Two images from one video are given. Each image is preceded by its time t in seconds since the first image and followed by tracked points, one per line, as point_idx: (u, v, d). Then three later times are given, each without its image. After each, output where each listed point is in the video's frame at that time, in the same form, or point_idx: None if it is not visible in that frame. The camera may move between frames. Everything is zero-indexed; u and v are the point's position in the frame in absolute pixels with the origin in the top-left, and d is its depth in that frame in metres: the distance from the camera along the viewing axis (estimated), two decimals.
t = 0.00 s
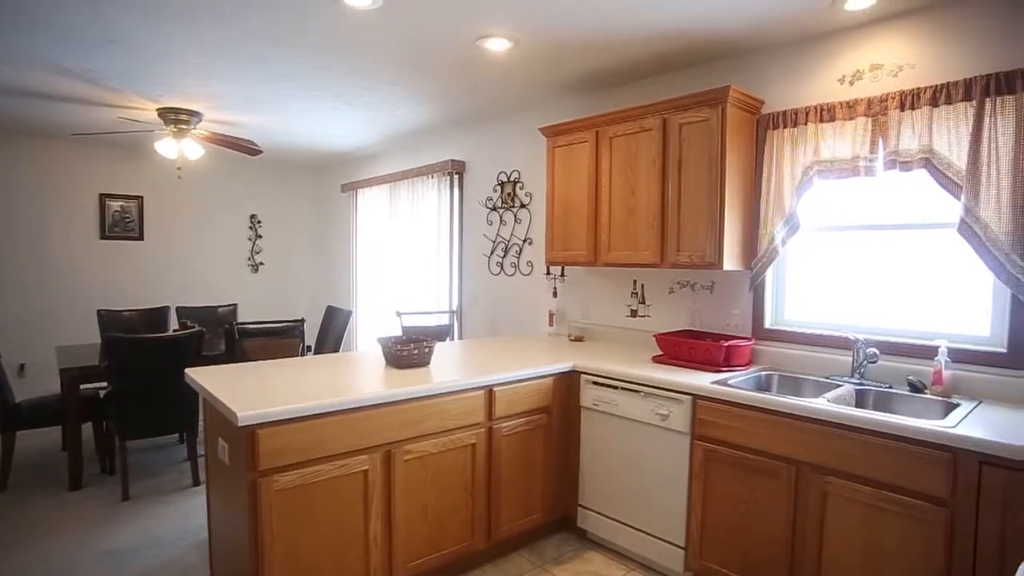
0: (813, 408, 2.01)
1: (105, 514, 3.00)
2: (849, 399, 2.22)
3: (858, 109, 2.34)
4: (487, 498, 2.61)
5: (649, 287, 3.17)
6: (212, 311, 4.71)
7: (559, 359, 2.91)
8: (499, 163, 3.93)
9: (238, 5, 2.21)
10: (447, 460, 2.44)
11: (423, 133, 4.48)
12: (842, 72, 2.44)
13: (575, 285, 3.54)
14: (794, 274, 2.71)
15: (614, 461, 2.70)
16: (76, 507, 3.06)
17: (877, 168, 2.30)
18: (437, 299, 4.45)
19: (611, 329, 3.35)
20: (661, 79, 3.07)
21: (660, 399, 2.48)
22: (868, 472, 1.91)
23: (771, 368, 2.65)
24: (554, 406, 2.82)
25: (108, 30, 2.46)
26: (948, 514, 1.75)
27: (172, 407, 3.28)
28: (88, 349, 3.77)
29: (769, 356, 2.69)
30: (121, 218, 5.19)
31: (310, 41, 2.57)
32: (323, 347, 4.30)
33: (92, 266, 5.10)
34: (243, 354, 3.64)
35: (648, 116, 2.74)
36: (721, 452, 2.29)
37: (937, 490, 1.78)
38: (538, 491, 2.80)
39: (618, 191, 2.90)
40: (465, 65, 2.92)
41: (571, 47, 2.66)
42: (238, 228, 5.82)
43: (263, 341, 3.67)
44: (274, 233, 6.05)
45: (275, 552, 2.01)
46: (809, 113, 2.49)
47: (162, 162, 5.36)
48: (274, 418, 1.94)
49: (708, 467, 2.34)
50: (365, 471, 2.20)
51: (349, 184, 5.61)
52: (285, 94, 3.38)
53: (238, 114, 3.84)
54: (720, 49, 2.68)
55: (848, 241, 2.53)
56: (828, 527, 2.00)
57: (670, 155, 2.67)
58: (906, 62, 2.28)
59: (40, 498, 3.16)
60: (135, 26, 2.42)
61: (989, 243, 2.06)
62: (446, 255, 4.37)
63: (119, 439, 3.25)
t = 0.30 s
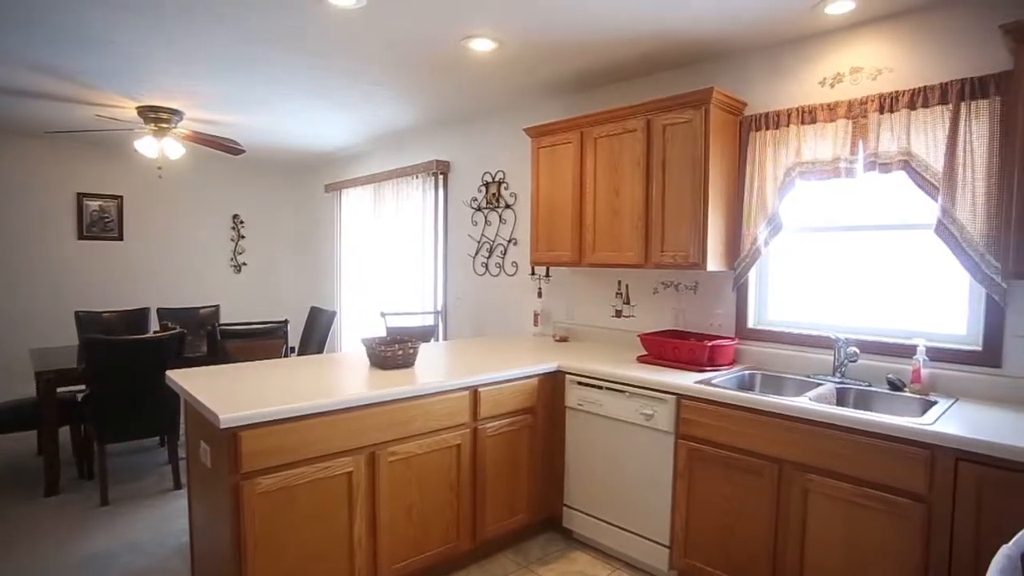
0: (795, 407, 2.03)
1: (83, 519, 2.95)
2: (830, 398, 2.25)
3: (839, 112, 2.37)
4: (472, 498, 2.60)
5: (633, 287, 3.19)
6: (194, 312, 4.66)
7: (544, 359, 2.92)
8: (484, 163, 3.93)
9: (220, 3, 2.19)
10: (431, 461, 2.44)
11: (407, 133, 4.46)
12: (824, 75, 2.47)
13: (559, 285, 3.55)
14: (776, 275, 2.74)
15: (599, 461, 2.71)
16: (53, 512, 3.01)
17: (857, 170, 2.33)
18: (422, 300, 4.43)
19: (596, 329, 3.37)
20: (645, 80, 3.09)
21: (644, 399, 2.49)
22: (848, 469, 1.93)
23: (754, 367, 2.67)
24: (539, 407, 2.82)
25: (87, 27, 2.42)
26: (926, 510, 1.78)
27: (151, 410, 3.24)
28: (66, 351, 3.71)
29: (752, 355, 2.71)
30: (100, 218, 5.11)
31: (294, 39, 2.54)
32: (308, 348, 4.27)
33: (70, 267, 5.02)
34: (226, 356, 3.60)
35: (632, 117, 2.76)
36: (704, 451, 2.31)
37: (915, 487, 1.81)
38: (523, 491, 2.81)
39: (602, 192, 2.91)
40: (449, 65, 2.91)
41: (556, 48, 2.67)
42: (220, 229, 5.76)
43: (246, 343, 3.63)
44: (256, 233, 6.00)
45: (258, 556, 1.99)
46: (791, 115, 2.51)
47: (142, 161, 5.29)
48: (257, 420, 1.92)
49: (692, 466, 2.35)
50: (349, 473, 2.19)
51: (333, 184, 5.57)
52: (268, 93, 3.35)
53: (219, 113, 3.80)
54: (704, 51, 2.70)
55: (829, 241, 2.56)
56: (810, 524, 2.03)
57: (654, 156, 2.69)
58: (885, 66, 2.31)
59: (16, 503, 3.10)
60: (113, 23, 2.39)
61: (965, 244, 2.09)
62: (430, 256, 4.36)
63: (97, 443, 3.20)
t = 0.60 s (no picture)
0: (775, 406, 2.06)
1: (59, 525, 2.90)
2: (811, 396, 2.28)
3: (818, 114, 2.41)
4: (456, 499, 2.60)
5: (617, 287, 3.20)
6: (174, 313, 4.60)
7: (528, 360, 2.92)
8: (468, 164, 3.92)
9: None
10: (415, 462, 2.43)
11: (390, 132, 4.44)
12: (803, 78, 2.51)
13: (543, 285, 3.55)
14: (757, 275, 2.77)
15: (583, 461, 2.72)
16: (27, 519, 2.96)
17: (837, 171, 2.36)
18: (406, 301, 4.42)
19: (580, 329, 3.38)
20: (628, 82, 3.11)
21: (628, 398, 2.51)
22: (827, 466, 1.96)
23: (736, 366, 2.70)
24: (522, 407, 2.83)
25: (61, 24, 2.38)
26: (903, 506, 1.81)
27: (129, 414, 3.19)
28: (40, 354, 3.64)
29: (734, 354, 2.74)
30: (76, 218, 5.02)
31: (276, 37, 2.52)
32: (290, 349, 4.23)
33: (46, 268, 4.92)
34: (206, 358, 3.56)
35: (615, 118, 2.77)
36: (687, 450, 2.33)
37: (892, 483, 1.84)
38: (508, 492, 2.81)
39: (586, 192, 2.92)
40: (432, 65, 2.90)
41: (539, 49, 2.67)
42: (200, 229, 5.70)
43: (227, 344, 3.59)
44: (237, 234, 5.94)
45: (240, 560, 1.96)
46: (772, 117, 2.54)
47: (120, 160, 5.21)
48: (238, 422, 1.90)
49: (675, 465, 2.37)
50: (332, 475, 2.17)
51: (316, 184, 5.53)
52: (249, 92, 3.32)
53: (198, 112, 3.75)
54: (685, 53, 2.72)
55: (809, 242, 2.59)
56: (791, 522, 2.05)
57: (637, 157, 2.70)
58: (863, 69, 2.35)
59: None
60: (89, 20, 2.34)
61: (940, 244, 2.13)
62: (414, 256, 4.34)
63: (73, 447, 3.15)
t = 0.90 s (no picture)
0: (757, 404, 2.08)
1: (33, 531, 2.85)
2: (792, 394, 2.30)
3: (799, 116, 2.44)
4: (440, 500, 2.59)
5: (600, 287, 3.22)
6: (153, 314, 4.53)
7: (512, 360, 2.92)
8: (452, 163, 3.91)
9: None
10: (399, 463, 2.42)
11: (373, 132, 4.42)
12: (784, 80, 2.54)
13: (526, 285, 3.56)
14: (739, 275, 2.79)
15: (567, 460, 2.72)
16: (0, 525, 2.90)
17: (817, 173, 2.39)
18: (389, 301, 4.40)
19: (564, 329, 3.38)
20: (611, 83, 3.12)
21: (612, 398, 2.52)
22: (808, 463, 1.98)
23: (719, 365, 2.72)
24: (506, 407, 2.83)
25: (34, 19, 2.33)
26: (882, 501, 1.84)
27: (107, 417, 3.14)
28: (13, 357, 3.57)
29: (716, 353, 2.76)
30: (50, 217, 4.93)
31: (257, 35, 2.49)
32: (272, 350, 4.19)
33: (20, 268, 4.83)
34: (186, 360, 3.52)
35: (598, 119, 2.78)
36: (670, 448, 2.34)
37: (871, 479, 1.86)
38: (492, 492, 2.81)
39: (569, 192, 2.93)
40: (415, 65, 2.89)
41: (522, 49, 2.67)
42: (180, 229, 5.63)
43: (207, 346, 3.55)
44: (218, 234, 5.88)
45: (221, 564, 1.94)
46: (754, 118, 2.57)
47: (97, 158, 5.13)
48: (218, 425, 1.88)
49: (659, 463, 2.38)
50: (315, 477, 2.15)
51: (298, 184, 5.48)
52: (229, 90, 3.28)
53: (177, 110, 3.70)
54: (668, 54, 2.74)
55: (789, 242, 2.62)
56: (772, 518, 2.07)
57: (620, 157, 2.72)
58: (841, 72, 2.38)
59: None
60: (64, 16, 2.30)
61: (917, 245, 2.16)
62: (397, 257, 4.32)
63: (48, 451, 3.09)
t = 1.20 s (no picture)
0: (740, 402, 2.10)
1: (6, 537, 2.79)
2: (774, 392, 2.33)
3: (780, 117, 2.46)
4: (425, 500, 2.58)
5: (585, 287, 3.23)
6: (132, 315, 4.46)
7: (496, 360, 2.92)
8: (436, 163, 3.90)
9: None
10: (383, 463, 2.41)
11: (357, 132, 4.40)
12: (765, 82, 2.56)
13: (511, 285, 3.56)
14: (721, 274, 2.82)
15: (552, 459, 2.73)
16: None
17: (798, 173, 2.42)
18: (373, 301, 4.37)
19: (548, 328, 3.39)
20: (595, 83, 3.13)
21: (596, 397, 2.52)
22: (789, 460, 2.00)
23: (702, 364, 2.74)
24: (491, 407, 2.82)
25: (7, 14, 2.28)
26: (862, 497, 1.87)
27: (84, 419, 3.09)
28: None
29: (699, 352, 2.78)
30: (24, 216, 4.82)
31: (240, 33, 2.46)
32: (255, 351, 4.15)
33: None
34: (166, 361, 3.47)
35: (582, 119, 2.79)
36: (654, 447, 2.36)
37: (851, 475, 1.89)
38: (477, 492, 2.80)
39: (553, 192, 2.93)
40: (398, 64, 2.88)
41: (506, 49, 2.67)
42: (160, 228, 5.55)
43: (188, 347, 3.51)
44: (199, 233, 5.82)
45: (202, 567, 1.92)
46: (735, 119, 2.59)
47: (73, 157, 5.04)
48: (199, 426, 1.86)
49: (643, 461, 2.40)
50: (298, 478, 2.14)
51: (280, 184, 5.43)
52: (210, 88, 3.24)
53: (155, 108, 3.65)
54: (651, 55, 2.76)
55: (771, 242, 2.65)
56: (755, 515, 2.09)
57: (604, 157, 2.72)
58: (820, 74, 2.41)
59: None
60: (39, 11, 2.26)
61: (895, 244, 2.20)
62: (381, 256, 4.30)
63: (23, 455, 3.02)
